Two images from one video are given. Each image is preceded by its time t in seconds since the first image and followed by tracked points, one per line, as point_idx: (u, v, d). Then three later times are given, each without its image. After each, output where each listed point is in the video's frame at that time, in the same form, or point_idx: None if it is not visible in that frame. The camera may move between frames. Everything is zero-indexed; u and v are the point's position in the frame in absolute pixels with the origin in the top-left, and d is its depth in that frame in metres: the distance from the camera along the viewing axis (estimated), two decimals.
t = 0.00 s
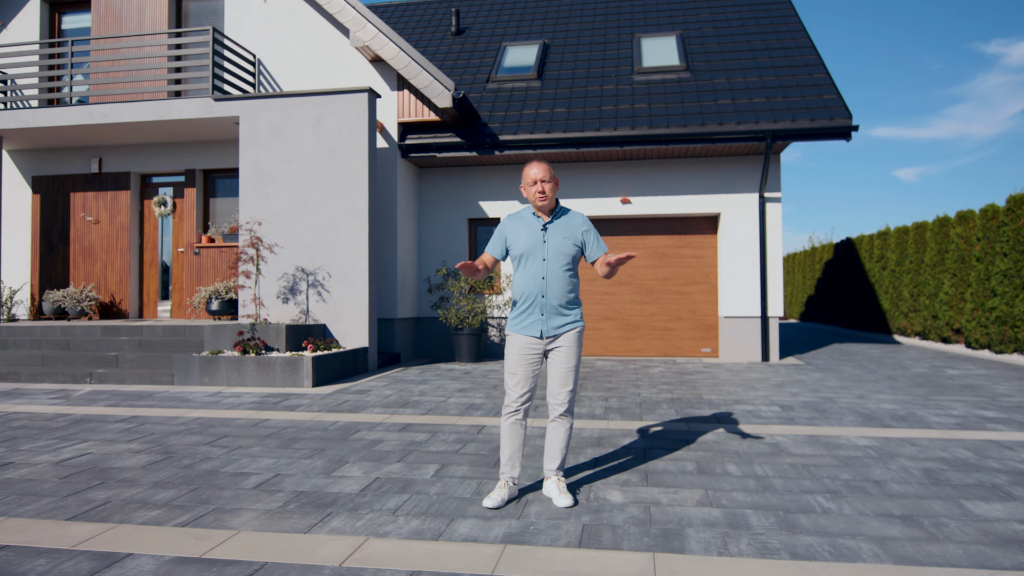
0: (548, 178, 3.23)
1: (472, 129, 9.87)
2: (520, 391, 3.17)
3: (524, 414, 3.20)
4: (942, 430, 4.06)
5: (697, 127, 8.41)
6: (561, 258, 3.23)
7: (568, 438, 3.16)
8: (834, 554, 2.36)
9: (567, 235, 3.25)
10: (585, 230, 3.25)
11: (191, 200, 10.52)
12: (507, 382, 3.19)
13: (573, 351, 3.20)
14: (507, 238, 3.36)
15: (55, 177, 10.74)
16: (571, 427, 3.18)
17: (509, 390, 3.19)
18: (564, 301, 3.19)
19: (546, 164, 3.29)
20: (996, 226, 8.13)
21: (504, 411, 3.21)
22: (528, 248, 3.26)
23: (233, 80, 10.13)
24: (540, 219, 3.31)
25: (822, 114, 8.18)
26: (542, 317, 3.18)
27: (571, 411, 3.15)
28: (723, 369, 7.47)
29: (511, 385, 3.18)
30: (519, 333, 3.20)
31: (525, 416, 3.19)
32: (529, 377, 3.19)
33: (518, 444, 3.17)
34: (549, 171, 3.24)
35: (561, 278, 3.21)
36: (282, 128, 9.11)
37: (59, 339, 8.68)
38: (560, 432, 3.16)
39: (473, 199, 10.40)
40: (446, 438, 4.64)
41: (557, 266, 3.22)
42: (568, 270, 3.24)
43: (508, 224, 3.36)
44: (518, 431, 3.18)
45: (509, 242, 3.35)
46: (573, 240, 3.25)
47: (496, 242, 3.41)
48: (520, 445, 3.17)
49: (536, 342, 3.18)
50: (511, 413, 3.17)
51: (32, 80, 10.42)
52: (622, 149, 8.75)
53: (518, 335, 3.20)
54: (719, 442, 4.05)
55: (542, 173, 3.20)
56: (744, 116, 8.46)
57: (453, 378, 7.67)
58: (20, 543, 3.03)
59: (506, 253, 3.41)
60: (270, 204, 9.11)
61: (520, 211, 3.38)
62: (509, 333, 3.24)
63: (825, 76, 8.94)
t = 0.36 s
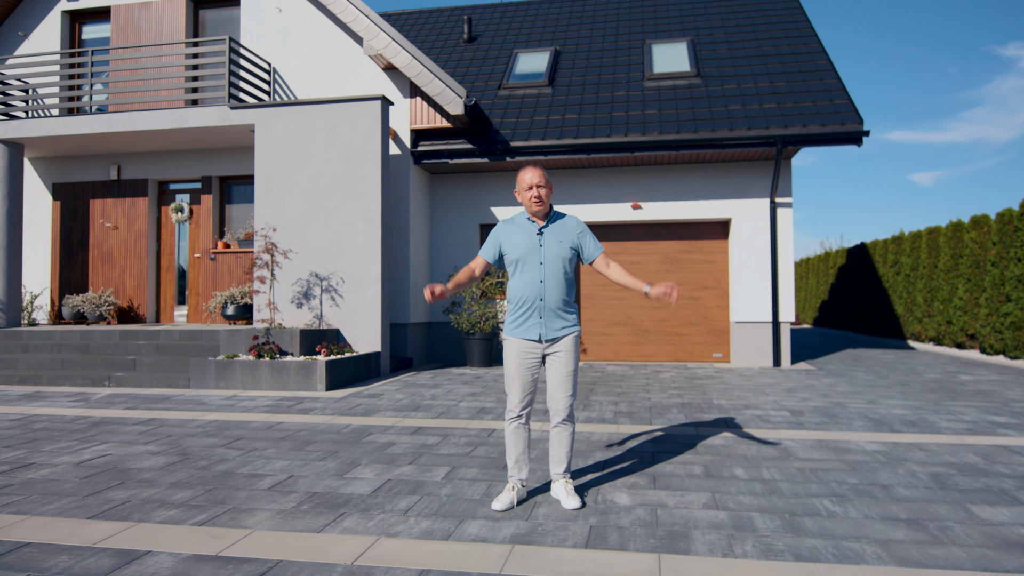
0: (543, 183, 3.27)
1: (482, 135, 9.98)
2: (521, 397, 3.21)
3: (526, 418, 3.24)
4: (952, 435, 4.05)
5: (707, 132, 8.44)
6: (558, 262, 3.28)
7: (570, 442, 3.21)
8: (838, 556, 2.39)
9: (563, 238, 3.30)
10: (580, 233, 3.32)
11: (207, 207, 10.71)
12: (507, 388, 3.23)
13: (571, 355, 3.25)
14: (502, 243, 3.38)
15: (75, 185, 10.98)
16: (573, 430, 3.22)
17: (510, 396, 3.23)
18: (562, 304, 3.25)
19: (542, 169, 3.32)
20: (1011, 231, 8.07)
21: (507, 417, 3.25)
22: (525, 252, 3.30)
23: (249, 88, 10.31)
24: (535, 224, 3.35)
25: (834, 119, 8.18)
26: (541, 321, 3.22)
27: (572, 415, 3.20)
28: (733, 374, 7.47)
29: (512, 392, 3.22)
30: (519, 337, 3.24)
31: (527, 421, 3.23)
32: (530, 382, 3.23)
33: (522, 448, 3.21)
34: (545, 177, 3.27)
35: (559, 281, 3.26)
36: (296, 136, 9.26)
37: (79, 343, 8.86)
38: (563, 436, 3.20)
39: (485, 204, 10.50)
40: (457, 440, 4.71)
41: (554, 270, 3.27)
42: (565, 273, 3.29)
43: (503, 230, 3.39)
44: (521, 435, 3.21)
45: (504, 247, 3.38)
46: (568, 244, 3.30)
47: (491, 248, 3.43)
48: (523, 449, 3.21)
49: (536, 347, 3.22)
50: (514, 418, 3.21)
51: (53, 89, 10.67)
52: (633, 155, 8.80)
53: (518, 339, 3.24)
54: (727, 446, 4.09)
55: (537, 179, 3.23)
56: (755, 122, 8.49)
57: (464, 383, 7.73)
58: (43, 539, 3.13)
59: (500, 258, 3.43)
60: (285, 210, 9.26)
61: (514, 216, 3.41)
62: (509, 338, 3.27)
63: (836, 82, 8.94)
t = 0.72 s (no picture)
0: (542, 189, 3.31)
1: (491, 142, 10.06)
2: (524, 402, 3.24)
3: (530, 423, 3.27)
4: (961, 442, 4.03)
5: (716, 138, 8.45)
6: (558, 268, 3.32)
7: (574, 446, 3.23)
8: (841, 563, 2.39)
9: (563, 245, 3.34)
10: (580, 239, 3.36)
11: (220, 214, 10.85)
12: (511, 393, 3.26)
13: (573, 361, 3.29)
14: (504, 249, 3.42)
15: (91, 191, 11.16)
16: (577, 435, 3.25)
17: (514, 402, 3.26)
18: (563, 310, 3.29)
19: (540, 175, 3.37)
20: None
21: (512, 422, 3.28)
22: (526, 258, 3.33)
23: (261, 97, 10.45)
24: (535, 230, 3.38)
25: (843, 125, 8.16)
26: (543, 327, 3.26)
27: (575, 419, 3.22)
28: (742, 380, 7.44)
29: (516, 397, 3.25)
30: (522, 342, 3.27)
31: (532, 426, 3.26)
32: (534, 388, 3.26)
33: (526, 453, 3.24)
34: (542, 182, 3.31)
35: (560, 288, 3.30)
36: (308, 143, 9.37)
37: (94, 348, 9.00)
38: (567, 441, 3.23)
39: (494, 210, 10.56)
40: (464, 446, 4.74)
41: (555, 276, 3.31)
42: (566, 278, 3.33)
43: (504, 236, 3.43)
44: (525, 440, 3.24)
45: (505, 253, 3.42)
46: (568, 250, 3.34)
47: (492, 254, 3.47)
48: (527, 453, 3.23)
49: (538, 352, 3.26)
50: (518, 424, 3.24)
51: (71, 98, 10.87)
52: (642, 160, 8.82)
53: (520, 345, 3.27)
54: (734, 452, 4.09)
55: (535, 185, 3.27)
56: (764, 127, 8.49)
57: (473, 388, 7.76)
58: (58, 541, 3.20)
59: (501, 265, 3.47)
60: (296, 217, 9.37)
61: (514, 223, 3.44)
62: (512, 343, 3.29)
63: (846, 87, 8.93)
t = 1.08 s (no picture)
0: (544, 197, 3.33)
1: (498, 148, 10.12)
2: (527, 406, 3.26)
3: (533, 427, 3.29)
4: (968, 448, 4.00)
5: (723, 143, 8.45)
6: (558, 274, 3.34)
7: (577, 450, 3.24)
8: (841, 568, 2.39)
9: (564, 251, 3.37)
10: (581, 246, 3.39)
11: (230, 220, 10.97)
12: (513, 397, 3.29)
13: (575, 365, 3.30)
14: (505, 255, 3.46)
15: (103, 198, 11.31)
16: (579, 438, 3.26)
17: (516, 406, 3.28)
18: (564, 315, 3.31)
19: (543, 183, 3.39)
20: None
21: (515, 426, 3.30)
22: (527, 265, 3.37)
23: (271, 104, 10.56)
24: (536, 237, 3.42)
25: (851, 129, 8.14)
26: (544, 332, 3.28)
27: (577, 423, 3.24)
28: (750, 385, 7.42)
29: (518, 402, 3.28)
30: (523, 348, 3.30)
31: (534, 430, 3.28)
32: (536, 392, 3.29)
33: (529, 457, 3.26)
34: (546, 191, 3.33)
35: (560, 294, 3.32)
36: (317, 150, 9.46)
37: (105, 353, 9.11)
38: (569, 444, 3.24)
39: (501, 216, 10.60)
40: (469, 450, 4.77)
41: (556, 282, 3.34)
42: (566, 284, 3.36)
43: (505, 242, 3.46)
44: (528, 444, 3.26)
45: (507, 259, 3.46)
46: (569, 256, 3.37)
47: (494, 260, 3.51)
48: (530, 457, 3.25)
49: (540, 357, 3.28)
50: (521, 427, 3.26)
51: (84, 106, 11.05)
52: (649, 166, 8.83)
53: (522, 350, 3.30)
54: (738, 457, 4.09)
55: (539, 194, 3.29)
56: (771, 132, 8.49)
57: (479, 393, 7.78)
58: (67, 542, 3.25)
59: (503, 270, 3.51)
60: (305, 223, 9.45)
61: (516, 229, 3.48)
62: (514, 349, 3.32)
63: (853, 92, 8.91)
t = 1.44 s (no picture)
0: (547, 203, 3.37)
1: (504, 153, 10.17)
2: (528, 410, 3.28)
3: (535, 431, 3.31)
4: (973, 453, 3.98)
5: (728, 148, 8.46)
6: (561, 279, 3.36)
7: (578, 454, 3.25)
8: (839, 572, 2.39)
9: (567, 256, 3.39)
10: (584, 252, 3.42)
11: (238, 225, 11.08)
12: (515, 401, 3.30)
13: (576, 369, 3.32)
14: (508, 260, 3.48)
15: (114, 204, 11.45)
16: (581, 442, 3.27)
17: (518, 410, 3.30)
18: (566, 319, 3.33)
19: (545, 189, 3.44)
20: None
21: (517, 430, 3.31)
22: (530, 269, 3.39)
23: (279, 111, 10.66)
24: (539, 242, 3.45)
25: (856, 134, 8.13)
26: (546, 336, 3.30)
27: (579, 427, 3.24)
28: (756, 391, 7.39)
29: (520, 406, 3.29)
30: (525, 352, 3.32)
31: (536, 434, 3.29)
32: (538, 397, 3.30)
33: (530, 460, 3.27)
34: (549, 197, 3.38)
35: (562, 299, 3.34)
36: (324, 156, 9.55)
37: (115, 357, 9.21)
38: (571, 448, 3.25)
39: (507, 221, 10.64)
40: (473, 454, 4.79)
41: (558, 287, 3.36)
42: (569, 289, 3.38)
43: (509, 247, 3.49)
44: (529, 448, 3.27)
45: (510, 263, 3.49)
46: (571, 261, 3.39)
47: (498, 264, 3.53)
48: (532, 460, 3.27)
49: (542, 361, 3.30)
50: (522, 431, 3.28)
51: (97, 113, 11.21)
52: (654, 171, 8.84)
53: (524, 353, 3.32)
54: (741, 462, 4.08)
55: (542, 200, 3.34)
56: (777, 137, 8.49)
57: (485, 398, 7.80)
58: (74, 543, 3.30)
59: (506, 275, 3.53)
60: (312, 228, 9.53)
61: (520, 234, 3.51)
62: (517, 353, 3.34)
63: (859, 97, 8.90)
